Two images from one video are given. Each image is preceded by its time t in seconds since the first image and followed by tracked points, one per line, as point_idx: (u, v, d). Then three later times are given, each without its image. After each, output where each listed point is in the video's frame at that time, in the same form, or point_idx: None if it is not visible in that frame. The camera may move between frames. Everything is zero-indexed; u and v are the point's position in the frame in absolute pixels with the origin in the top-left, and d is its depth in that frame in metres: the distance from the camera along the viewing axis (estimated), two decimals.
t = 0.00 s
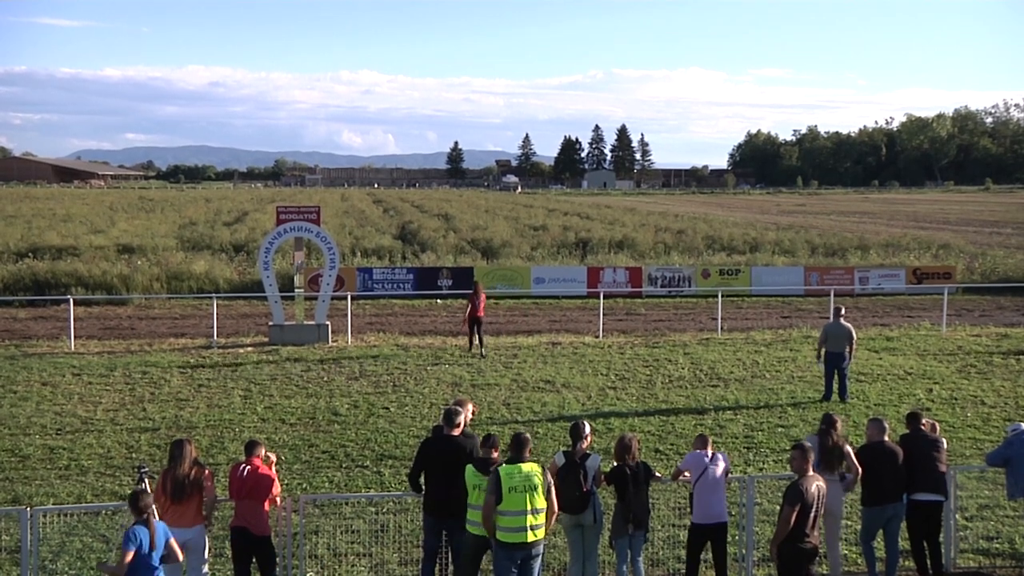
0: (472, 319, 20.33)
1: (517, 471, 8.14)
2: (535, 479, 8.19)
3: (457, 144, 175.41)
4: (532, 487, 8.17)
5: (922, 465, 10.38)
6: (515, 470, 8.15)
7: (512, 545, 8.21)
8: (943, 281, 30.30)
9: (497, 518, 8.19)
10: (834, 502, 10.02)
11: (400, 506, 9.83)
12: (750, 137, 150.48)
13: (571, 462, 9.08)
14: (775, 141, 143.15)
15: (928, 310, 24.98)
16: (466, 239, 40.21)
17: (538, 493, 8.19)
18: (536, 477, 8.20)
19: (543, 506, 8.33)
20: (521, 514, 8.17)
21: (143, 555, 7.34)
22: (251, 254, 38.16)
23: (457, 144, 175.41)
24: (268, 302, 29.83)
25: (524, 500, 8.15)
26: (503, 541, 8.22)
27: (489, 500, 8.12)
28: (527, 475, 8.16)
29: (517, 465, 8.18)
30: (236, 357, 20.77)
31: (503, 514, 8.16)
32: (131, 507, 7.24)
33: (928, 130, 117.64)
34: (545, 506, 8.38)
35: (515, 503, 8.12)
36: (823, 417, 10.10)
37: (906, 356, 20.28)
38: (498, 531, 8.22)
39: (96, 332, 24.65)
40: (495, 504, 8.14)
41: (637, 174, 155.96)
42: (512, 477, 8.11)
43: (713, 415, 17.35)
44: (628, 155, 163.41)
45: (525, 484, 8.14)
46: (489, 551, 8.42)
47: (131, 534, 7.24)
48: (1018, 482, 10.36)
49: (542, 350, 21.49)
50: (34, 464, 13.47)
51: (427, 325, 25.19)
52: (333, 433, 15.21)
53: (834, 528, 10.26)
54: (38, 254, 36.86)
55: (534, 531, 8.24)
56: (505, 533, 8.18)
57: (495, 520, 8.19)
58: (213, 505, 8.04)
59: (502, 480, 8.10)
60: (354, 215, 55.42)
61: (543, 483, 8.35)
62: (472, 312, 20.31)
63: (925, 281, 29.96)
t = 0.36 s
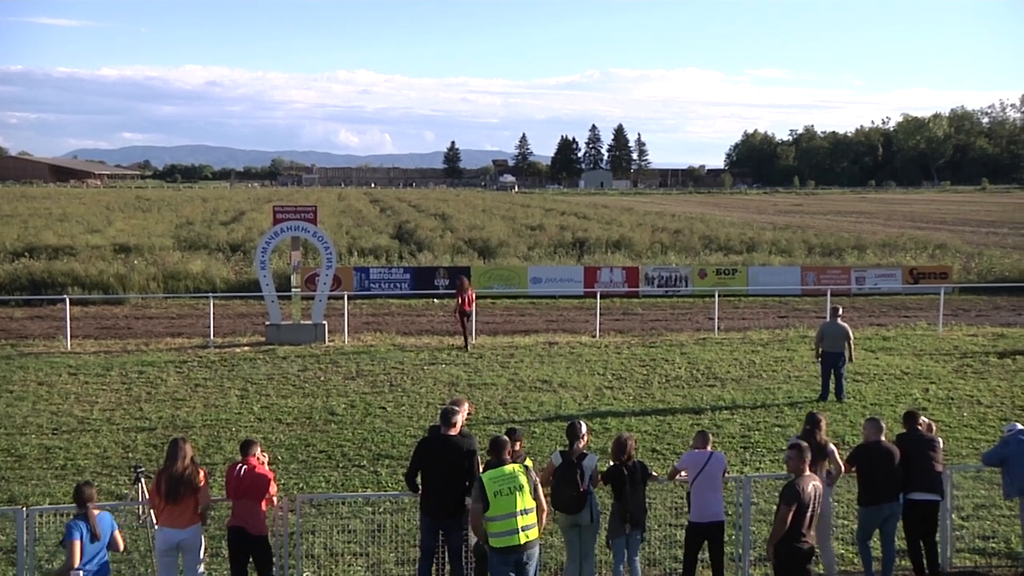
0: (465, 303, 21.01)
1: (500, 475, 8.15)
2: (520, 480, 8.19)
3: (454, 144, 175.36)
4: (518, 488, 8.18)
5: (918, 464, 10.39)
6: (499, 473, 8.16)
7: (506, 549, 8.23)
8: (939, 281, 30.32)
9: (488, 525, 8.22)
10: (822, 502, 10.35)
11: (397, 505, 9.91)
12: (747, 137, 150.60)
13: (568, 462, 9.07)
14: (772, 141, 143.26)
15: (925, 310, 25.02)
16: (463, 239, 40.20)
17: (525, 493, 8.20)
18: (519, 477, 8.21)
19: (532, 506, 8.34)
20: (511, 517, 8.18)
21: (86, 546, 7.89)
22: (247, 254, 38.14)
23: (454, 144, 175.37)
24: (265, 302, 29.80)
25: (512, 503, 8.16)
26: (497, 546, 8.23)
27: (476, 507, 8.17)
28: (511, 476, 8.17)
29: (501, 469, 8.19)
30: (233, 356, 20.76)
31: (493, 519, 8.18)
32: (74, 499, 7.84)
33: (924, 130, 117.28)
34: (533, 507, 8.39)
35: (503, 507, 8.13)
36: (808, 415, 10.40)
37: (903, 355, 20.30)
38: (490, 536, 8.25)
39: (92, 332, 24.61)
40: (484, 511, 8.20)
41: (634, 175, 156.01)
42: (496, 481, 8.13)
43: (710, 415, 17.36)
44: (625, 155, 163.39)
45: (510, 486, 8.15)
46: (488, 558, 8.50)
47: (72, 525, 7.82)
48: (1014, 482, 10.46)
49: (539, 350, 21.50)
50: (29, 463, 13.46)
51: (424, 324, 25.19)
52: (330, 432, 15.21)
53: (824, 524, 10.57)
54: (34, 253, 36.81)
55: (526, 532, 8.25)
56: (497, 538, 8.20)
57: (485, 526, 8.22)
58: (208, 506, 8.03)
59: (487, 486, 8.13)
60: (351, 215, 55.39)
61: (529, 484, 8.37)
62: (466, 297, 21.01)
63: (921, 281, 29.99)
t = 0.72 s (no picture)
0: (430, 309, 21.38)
1: (471, 477, 8.14)
2: (490, 483, 8.20)
3: (425, 143, 175.06)
4: (488, 491, 8.18)
5: (886, 462, 10.49)
6: (469, 475, 8.15)
7: (475, 551, 8.23)
8: (907, 280, 30.56)
9: (457, 527, 8.20)
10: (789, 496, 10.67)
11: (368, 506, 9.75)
12: (717, 137, 151.33)
13: (540, 462, 9.07)
14: (741, 141, 143.96)
15: (892, 308, 25.23)
16: (434, 238, 40.14)
17: (495, 496, 8.20)
18: (490, 480, 8.21)
19: (502, 509, 8.34)
20: (480, 520, 8.18)
21: None
22: (216, 254, 37.90)
23: (426, 143, 175.06)
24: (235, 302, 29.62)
25: (482, 506, 8.16)
26: (466, 548, 8.23)
27: (445, 510, 8.15)
28: (482, 479, 8.17)
29: (472, 471, 8.18)
30: (202, 357, 20.64)
31: (462, 522, 8.17)
32: None
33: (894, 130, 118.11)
34: (503, 509, 8.41)
35: (473, 509, 8.13)
36: (766, 416, 10.78)
37: (871, 354, 20.44)
38: (459, 538, 8.24)
39: (59, 333, 24.38)
40: (453, 513, 8.18)
41: (605, 174, 156.35)
42: (466, 484, 8.12)
43: (681, 414, 17.42)
44: (596, 154, 163.74)
45: (480, 489, 8.15)
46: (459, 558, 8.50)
47: None
48: (978, 479, 10.64)
49: (510, 350, 21.50)
50: None
51: (395, 324, 25.13)
52: (300, 433, 15.15)
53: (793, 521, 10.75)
54: None
55: (495, 535, 8.26)
56: (467, 540, 8.20)
57: (455, 528, 8.21)
58: (177, 508, 7.97)
59: (457, 489, 8.12)
60: (322, 214, 55.12)
61: (498, 486, 8.37)
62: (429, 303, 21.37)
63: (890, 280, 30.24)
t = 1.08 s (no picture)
0: (361, 310, 22.11)
1: (416, 479, 8.14)
2: (434, 484, 8.22)
3: (364, 145, 174.23)
4: (433, 493, 8.20)
5: (821, 459, 10.66)
6: (414, 477, 8.14)
7: (418, 553, 8.20)
8: (841, 279, 31.08)
9: (401, 530, 8.16)
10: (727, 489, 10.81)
11: (307, 510, 9.72)
12: (655, 138, 152.74)
13: (480, 463, 9.08)
14: (679, 142, 145.50)
15: (827, 308, 25.66)
16: (374, 240, 39.97)
17: (439, 498, 8.22)
18: (434, 482, 8.23)
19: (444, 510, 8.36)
20: (424, 522, 8.18)
21: None
22: (151, 256, 37.32)
23: (364, 144, 174.23)
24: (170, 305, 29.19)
25: (427, 507, 8.16)
26: (409, 550, 8.19)
27: (390, 512, 8.10)
28: (427, 480, 8.18)
29: (416, 473, 8.17)
30: (136, 361, 20.30)
31: (406, 524, 8.14)
32: None
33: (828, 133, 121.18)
34: (445, 512, 8.43)
35: (418, 511, 8.12)
36: (701, 416, 10.88)
37: (806, 353, 20.76)
38: (402, 541, 8.19)
39: None
40: (398, 516, 8.12)
41: (545, 175, 156.96)
42: (412, 486, 8.10)
43: (620, 414, 17.55)
44: (535, 155, 164.45)
45: (426, 491, 8.15)
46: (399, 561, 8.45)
47: None
48: (910, 475, 10.87)
49: (450, 351, 21.47)
50: None
51: (334, 327, 24.95)
52: (238, 437, 14.97)
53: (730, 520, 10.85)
54: None
55: (438, 537, 8.26)
56: (410, 542, 8.16)
57: (398, 531, 8.16)
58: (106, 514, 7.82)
59: (403, 491, 8.09)
60: (259, 215, 54.60)
61: (441, 488, 8.39)
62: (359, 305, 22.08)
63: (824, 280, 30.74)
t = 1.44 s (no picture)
0: (294, 313, 21.99)
1: (352, 482, 8.08)
2: (371, 487, 8.17)
3: (298, 145, 172.63)
4: (369, 495, 8.15)
5: (754, 457, 10.78)
6: (351, 480, 8.09)
7: (353, 556, 8.15)
8: (773, 278, 31.52)
9: (336, 532, 8.10)
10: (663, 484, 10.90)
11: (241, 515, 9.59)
12: (590, 139, 153.61)
13: (417, 465, 9.06)
14: (614, 142, 146.46)
15: (759, 306, 26.01)
16: (308, 241, 39.64)
17: (375, 501, 8.17)
18: (370, 484, 8.15)
19: (382, 513, 8.31)
20: (360, 525, 8.13)
21: None
22: (78, 259, 36.56)
23: (298, 145, 172.63)
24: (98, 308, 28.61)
25: (363, 510, 8.12)
26: (344, 553, 8.14)
27: (326, 515, 8.03)
28: (363, 483, 8.13)
29: (352, 475, 8.11)
30: (63, 366, 19.88)
31: (342, 527, 8.08)
32: None
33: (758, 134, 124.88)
34: (382, 514, 8.37)
35: (354, 514, 8.07)
36: (637, 415, 10.93)
37: (739, 352, 21.01)
38: (338, 544, 8.13)
39: None
40: (334, 518, 8.06)
41: (480, 176, 156.98)
42: (348, 488, 8.05)
43: (557, 414, 17.64)
44: (471, 156, 164.57)
45: (361, 493, 8.09)
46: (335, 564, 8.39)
47: None
48: (841, 471, 11.06)
49: (386, 353, 21.36)
50: None
51: (268, 329, 24.69)
52: (170, 442, 14.75)
53: (666, 518, 10.95)
54: None
55: (375, 540, 8.21)
56: (346, 545, 8.11)
57: (334, 533, 8.10)
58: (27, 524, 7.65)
59: (338, 494, 8.03)
60: (190, 217, 53.80)
61: (378, 491, 8.34)
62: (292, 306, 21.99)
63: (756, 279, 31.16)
